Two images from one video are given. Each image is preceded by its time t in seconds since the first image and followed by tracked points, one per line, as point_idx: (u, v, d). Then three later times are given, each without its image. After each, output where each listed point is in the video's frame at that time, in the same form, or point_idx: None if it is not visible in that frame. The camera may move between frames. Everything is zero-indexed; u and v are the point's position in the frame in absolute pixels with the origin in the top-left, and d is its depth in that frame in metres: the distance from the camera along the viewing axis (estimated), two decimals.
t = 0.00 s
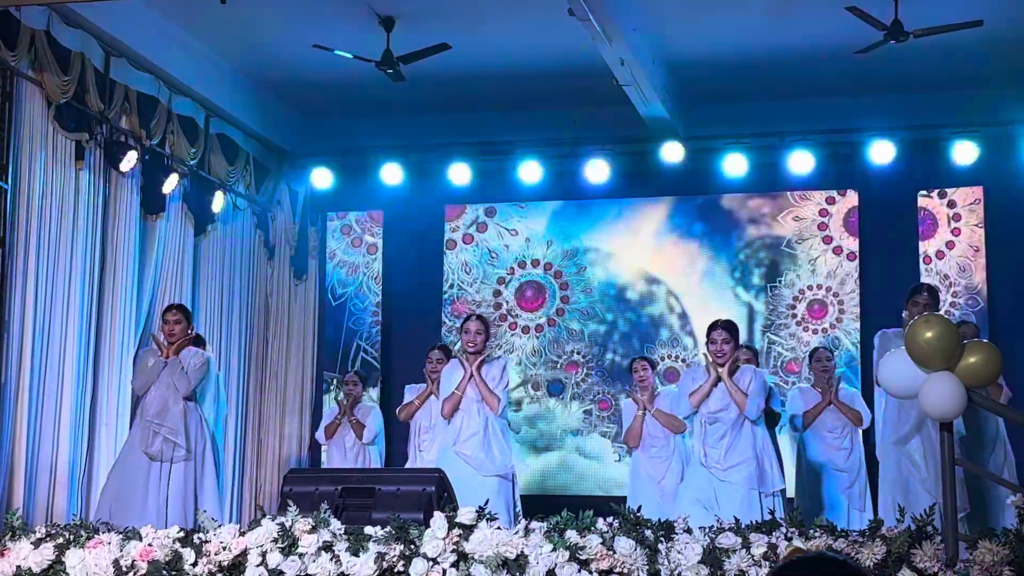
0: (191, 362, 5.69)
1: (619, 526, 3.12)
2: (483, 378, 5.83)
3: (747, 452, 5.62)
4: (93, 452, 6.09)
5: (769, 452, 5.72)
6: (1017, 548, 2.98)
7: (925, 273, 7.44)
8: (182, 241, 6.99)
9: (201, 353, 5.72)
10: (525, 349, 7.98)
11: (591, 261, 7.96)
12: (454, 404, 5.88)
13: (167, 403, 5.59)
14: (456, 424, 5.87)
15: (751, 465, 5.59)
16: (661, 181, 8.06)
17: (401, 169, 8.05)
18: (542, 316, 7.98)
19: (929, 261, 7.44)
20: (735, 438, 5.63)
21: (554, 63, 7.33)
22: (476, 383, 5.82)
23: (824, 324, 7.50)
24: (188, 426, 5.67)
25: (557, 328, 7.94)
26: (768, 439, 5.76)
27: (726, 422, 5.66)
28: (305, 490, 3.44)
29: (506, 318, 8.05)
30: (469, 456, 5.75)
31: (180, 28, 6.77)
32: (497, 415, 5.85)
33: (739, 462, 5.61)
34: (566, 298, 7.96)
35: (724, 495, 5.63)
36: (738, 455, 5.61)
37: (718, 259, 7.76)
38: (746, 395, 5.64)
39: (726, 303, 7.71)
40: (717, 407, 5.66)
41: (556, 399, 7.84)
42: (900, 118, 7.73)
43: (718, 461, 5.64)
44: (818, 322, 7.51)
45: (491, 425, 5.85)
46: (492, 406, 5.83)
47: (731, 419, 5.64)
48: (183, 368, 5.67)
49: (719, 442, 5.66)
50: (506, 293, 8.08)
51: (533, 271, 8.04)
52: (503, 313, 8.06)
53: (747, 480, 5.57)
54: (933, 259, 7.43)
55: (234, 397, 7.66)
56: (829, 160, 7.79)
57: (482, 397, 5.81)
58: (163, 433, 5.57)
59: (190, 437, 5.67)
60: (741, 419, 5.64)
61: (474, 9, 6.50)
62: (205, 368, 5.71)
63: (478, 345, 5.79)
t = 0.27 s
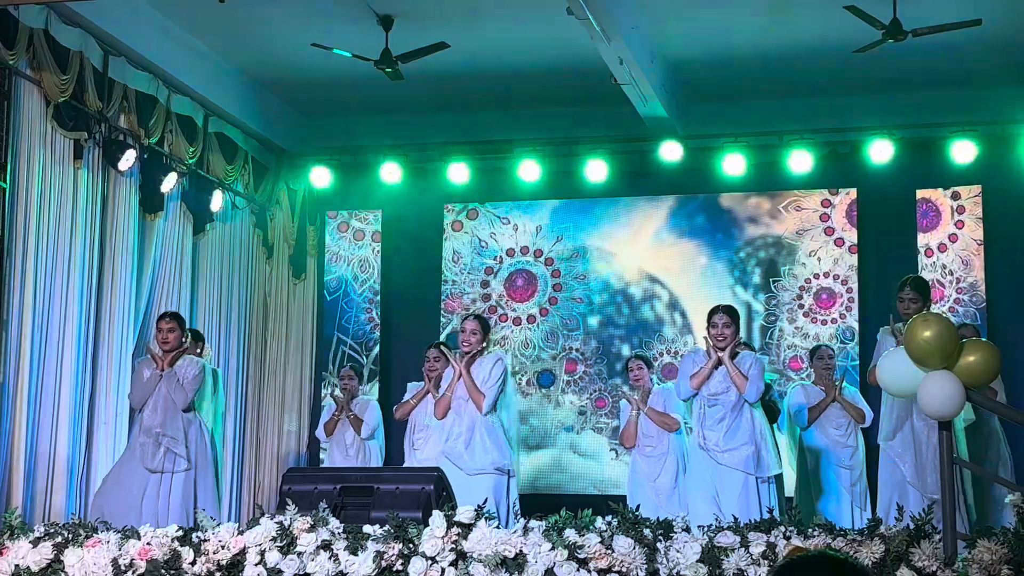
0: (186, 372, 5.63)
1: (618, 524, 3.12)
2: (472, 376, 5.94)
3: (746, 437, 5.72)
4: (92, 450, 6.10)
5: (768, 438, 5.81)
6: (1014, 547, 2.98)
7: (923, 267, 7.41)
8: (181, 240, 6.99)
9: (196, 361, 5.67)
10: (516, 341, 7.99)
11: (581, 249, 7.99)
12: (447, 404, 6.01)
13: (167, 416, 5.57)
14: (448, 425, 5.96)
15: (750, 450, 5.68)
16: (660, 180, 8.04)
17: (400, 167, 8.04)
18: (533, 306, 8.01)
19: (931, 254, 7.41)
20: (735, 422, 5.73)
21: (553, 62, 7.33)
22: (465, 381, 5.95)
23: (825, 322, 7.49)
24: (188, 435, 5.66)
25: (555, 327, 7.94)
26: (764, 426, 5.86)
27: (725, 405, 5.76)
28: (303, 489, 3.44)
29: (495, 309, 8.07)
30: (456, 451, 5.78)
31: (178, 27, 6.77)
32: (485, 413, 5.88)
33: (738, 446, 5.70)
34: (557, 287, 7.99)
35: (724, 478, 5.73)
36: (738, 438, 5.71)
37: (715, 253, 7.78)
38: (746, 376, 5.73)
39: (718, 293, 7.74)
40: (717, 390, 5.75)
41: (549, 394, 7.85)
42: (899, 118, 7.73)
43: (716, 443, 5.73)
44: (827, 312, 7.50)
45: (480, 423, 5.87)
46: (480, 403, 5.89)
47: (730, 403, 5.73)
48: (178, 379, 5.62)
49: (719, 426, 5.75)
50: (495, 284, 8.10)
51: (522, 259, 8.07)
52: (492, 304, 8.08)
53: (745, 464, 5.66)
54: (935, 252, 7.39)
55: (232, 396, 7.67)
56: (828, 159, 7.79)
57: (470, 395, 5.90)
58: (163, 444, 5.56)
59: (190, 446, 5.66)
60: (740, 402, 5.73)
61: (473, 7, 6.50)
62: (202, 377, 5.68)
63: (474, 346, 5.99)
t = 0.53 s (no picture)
0: (174, 376, 5.61)
1: (616, 525, 3.12)
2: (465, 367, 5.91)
3: (745, 432, 5.73)
4: (90, 450, 6.10)
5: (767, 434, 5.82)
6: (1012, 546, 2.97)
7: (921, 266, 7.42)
8: (178, 239, 6.99)
9: (184, 365, 5.65)
10: (514, 342, 7.99)
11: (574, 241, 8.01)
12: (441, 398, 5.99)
13: (147, 416, 5.60)
14: (441, 418, 5.94)
15: (750, 445, 5.69)
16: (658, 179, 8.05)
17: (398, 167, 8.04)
18: (524, 297, 8.03)
19: (933, 247, 7.40)
20: (735, 416, 5.73)
21: (551, 62, 7.33)
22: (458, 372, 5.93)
23: (825, 325, 7.47)
24: (173, 442, 5.62)
25: (553, 328, 7.93)
26: (763, 422, 5.86)
27: (726, 399, 5.76)
28: (301, 489, 3.44)
29: (484, 301, 8.08)
30: (443, 443, 5.80)
31: (176, 26, 6.77)
32: (474, 404, 5.84)
33: (738, 441, 5.71)
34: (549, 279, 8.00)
35: (723, 473, 5.73)
36: (739, 434, 5.71)
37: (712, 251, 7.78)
38: (749, 371, 5.73)
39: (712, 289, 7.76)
40: (717, 383, 5.76)
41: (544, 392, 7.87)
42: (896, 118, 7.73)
43: (719, 438, 5.73)
44: (836, 302, 7.48)
45: (469, 414, 5.83)
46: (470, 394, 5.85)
47: (731, 397, 5.74)
48: (163, 383, 5.63)
49: (719, 420, 5.75)
50: (484, 275, 8.11)
51: (511, 247, 8.10)
52: (481, 296, 8.09)
53: (746, 459, 5.67)
54: (934, 249, 7.39)
55: (230, 397, 7.66)
56: (826, 159, 7.80)
57: (461, 386, 5.88)
58: (145, 453, 5.55)
59: (171, 455, 5.61)
60: (741, 397, 5.74)
61: (470, 7, 6.50)
62: (191, 379, 5.66)
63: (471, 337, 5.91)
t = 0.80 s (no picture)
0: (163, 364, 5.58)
1: (613, 525, 3.12)
2: (465, 371, 5.87)
3: (738, 440, 5.71)
4: (86, 450, 6.09)
5: (763, 441, 5.79)
6: (1008, 545, 2.98)
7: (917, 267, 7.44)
8: (175, 239, 6.99)
9: (174, 353, 5.61)
10: (511, 342, 7.99)
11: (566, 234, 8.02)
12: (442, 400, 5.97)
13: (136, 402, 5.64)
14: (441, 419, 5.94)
15: (743, 453, 5.68)
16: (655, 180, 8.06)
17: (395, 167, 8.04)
18: (514, 288, 8.04)
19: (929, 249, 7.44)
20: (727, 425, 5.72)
21: (547, 62, 7.33)
22: (459, 375, 5.87)
23: (821, 325, 7.49)
24: (155, 429, 5.62)
25: (550, 328, 7.93)
26: (761, 427, 5.83)
27: (718, 409, 5.76)
28: (297, 489, 3.44)
29: (473, 293, 8.10)
30: (445, 444, 5.80)
31: (171, 26, 6.76)
32: (479, 408, 5.82)
33: (732, 449, 5.70)
34: (541, 270, 8.01)
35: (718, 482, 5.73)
36: (731, 444, 5.70)
37: (708, 250, 7.78)
38: (739, 380, 5.70)
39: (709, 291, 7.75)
40: (709, 393, 5.77)
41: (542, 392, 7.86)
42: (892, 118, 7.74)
43: (712, 448, 5.72)
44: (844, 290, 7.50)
45: (475, 419, 5.81)
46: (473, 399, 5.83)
47: (723, 406, 5.73)
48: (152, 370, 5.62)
49: (712, 429, 5.75)
50: (472, 266, 8.13)
51: (500, 235, 8.12)
52: (470, 287, 8.11)
53: (740, 468, 5.65)
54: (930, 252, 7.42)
55: (227, 397, 7.66)
56: (822, 159, 7.80)
57: (462, 389, 5.84)
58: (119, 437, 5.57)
59: (151, 450, 5.60)
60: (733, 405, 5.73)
61: (467, 7, 6.50)
62: (179, 366, 5.62)
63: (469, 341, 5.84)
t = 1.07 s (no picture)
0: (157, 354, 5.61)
1: (608, 525, 3.12)
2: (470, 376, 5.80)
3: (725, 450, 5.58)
4: (81, 450, 6.09)
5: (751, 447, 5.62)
6: (1003, 545, 2.98)
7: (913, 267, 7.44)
8: (171, 239, 6.98)
9: (169, 346, 5.64)
10: (507, 342, 7.99)
11: (559, 225, 8.03)
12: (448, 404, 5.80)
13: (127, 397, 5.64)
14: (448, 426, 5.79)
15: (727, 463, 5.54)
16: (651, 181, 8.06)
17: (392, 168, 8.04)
18: (500, 279, 8.06)
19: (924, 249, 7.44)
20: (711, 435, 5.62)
21: (543, 63, 7.32)
22: (464, 382, 5.81)
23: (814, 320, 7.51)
24: (149, 424, 5.62)
25: (546, 329, 7.92)
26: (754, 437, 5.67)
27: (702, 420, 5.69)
28: (293, 490, 3.44)
29: (462, 282, 8.12)
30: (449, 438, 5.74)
31: (167, 27, 6.75)
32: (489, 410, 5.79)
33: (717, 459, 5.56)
34: (531, 261, 8.03)
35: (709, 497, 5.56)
36: (716, 458, 5.56)
37: (703, 250, 7.79)
38: (717, 396, 5.62)
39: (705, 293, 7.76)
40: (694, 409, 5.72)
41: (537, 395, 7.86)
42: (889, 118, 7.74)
43: (701, 465, 5.58)
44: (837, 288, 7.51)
45: (486, 422, 5.80)
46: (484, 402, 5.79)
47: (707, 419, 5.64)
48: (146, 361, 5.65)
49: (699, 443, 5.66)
50: (460, 256, 8.15)
51: (496, 234, 8.12)
52: (459, 276, 8.14)
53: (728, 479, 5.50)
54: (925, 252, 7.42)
55: (223, 397, 7.66)
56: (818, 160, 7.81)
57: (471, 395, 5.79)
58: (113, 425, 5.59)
59: (143, 446, 5.61)
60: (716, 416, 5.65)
61: (463, 8, 6.49)
62: (174, 359, 5.64)
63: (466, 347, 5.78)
